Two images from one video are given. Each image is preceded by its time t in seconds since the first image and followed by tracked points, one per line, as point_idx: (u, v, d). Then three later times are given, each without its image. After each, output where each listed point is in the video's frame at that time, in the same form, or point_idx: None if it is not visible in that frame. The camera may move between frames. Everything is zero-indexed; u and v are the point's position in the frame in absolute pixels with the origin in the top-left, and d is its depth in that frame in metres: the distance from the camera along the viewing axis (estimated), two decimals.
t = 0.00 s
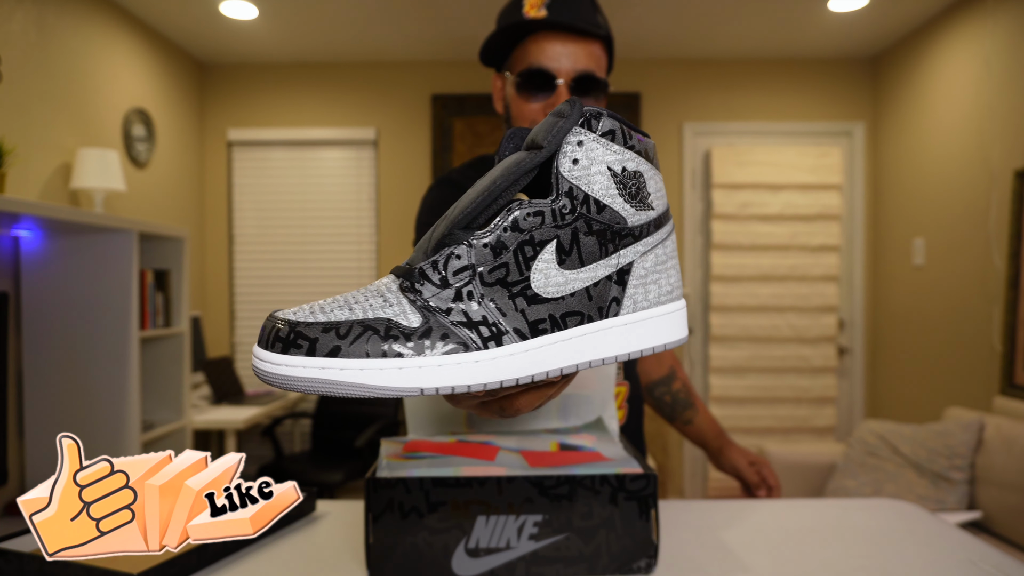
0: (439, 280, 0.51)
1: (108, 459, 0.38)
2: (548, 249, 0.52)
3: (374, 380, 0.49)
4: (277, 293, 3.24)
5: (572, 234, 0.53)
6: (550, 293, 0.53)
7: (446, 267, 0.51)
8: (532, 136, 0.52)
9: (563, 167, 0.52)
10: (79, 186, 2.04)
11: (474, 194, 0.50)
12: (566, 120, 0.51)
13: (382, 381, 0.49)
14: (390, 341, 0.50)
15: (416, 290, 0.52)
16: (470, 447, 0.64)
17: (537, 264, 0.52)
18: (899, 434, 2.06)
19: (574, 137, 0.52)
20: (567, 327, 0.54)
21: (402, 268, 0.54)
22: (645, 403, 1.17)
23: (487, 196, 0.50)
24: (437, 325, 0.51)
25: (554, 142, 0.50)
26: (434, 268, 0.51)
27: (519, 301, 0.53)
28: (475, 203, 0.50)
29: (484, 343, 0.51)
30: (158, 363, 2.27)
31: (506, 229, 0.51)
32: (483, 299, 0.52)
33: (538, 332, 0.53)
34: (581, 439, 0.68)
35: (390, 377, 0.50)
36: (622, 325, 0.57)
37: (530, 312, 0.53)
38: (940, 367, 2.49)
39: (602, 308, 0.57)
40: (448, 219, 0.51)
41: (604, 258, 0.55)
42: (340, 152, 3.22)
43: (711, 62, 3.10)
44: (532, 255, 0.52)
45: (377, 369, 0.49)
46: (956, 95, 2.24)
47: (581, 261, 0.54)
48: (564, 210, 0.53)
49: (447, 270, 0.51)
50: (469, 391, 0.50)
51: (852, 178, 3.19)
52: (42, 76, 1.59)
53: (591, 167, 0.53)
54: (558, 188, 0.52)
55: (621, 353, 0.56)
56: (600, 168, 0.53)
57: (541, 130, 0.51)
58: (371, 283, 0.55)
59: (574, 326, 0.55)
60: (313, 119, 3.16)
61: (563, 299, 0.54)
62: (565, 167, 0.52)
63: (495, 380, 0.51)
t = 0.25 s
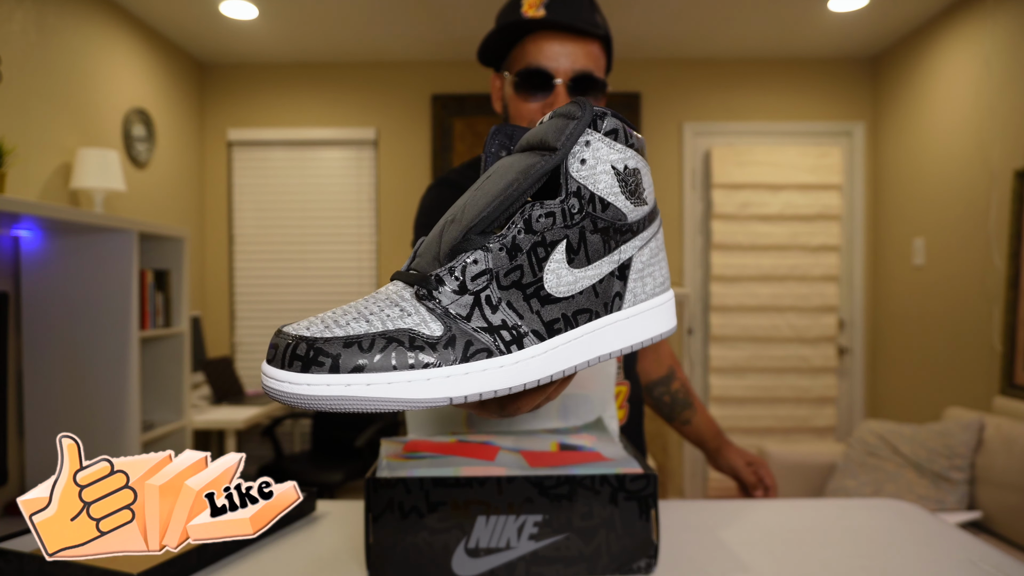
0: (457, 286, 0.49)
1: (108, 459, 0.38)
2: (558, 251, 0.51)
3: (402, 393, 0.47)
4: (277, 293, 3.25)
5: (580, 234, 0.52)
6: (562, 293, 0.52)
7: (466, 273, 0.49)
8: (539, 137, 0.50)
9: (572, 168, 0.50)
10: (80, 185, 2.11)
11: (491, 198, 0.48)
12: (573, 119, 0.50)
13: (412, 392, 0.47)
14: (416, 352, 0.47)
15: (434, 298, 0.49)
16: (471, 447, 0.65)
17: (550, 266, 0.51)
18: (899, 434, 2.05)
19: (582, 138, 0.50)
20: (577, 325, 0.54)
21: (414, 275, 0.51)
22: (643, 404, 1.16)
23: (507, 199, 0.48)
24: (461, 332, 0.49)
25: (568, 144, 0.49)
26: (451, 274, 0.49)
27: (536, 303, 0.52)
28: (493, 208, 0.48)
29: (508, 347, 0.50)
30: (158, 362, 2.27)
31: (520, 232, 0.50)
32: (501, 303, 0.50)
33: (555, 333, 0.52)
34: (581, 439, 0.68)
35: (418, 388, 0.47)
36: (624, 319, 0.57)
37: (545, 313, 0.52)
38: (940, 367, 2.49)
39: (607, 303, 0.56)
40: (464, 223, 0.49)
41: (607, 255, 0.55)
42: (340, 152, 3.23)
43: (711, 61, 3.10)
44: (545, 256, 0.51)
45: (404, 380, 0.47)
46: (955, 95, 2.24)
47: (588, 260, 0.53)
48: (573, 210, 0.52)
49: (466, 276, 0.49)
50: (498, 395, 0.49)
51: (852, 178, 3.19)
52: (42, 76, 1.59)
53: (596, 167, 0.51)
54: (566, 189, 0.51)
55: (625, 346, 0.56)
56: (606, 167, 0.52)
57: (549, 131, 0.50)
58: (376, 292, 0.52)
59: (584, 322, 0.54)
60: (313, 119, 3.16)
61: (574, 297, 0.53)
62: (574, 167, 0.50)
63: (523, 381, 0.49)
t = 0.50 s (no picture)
0: (474, 276, 0.46)
1: (108, 459, 0.38)
2: (568, 241, 0.49)
3: (425, 387, 0.43)
4: (277, 293, 3.25)
5: (588, 225, 0.50)
6: (574, 283, 0.50)
7: (485, 263, 0.46)
8: (545, 130, 0.46)
9: (581, 159, 0.48)
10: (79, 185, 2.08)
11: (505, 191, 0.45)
12: (580, 114, 0.46)
13: (438, 385, 0.43)
14: (441, 346, 0.44)
15: (454, 290, 0.46)
16: (471, 447, 0.65)
17: (561, 256, 0.49)
18: (899, 434, 2.06)
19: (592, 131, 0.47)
20: (588, 315, 0.51)
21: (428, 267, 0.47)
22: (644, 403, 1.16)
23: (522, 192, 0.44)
24: (482, 324, 0.46)
25: (581, 137, 0.45)
26: (468, 265, 0.46)
27: (551, 293, 0.49)
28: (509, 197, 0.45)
29: (528, 338, 0.46)
30: (158, 363, 2.27)
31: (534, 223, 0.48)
32: (517, 295, 0.48)
33: (570, 322, 0.49)
34: (581, 439, 0.68)
35: (440, 382, 0.43)
36: (630, 307, 0.55)
37: (559, 304, 0.49)
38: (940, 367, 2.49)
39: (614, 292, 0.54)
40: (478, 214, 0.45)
41: (613, 245, 0.53)
42: (339, 151, 3.22)
43: (711, 61, 3.10)
44: (556, 246, 0.48)
45: (429, 374, 0.43)
46: (955, 95, 2.24)
47: (597, 250, 0.51)
48: (582, 202, 0.50)
49: (483, 268, 0.46)
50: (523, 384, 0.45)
51: (852, 178, 3.19)
52: (42, 76, 1.59)
53: (603, 159, 0.49)
54: (574, 180, 0.48)
55: (633, 333, 0.54)
56: (611, 159, 0.49)
57: (557, 121, 0.46)
58: (387, 286, 0.48)
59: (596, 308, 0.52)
60: (313, 119, 3.16)
61: (585, 287, 0.51)
62: (580, 158, 0.48)
63: (545, 368, 0.45)
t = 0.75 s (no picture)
0: (502, 272, 0.45)
1: (108, 459, 0.38)
2: (587, 241, 0.48)
3: (458, 383, 0.42)
4: (277, 293, 3.25)
5: (606, 223, 0.49)
6: (592, 281, 0.49)
7: (513, 259, 0.45)
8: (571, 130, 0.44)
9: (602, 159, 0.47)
10: (80, 185, 2.11)
11: (532, 190, 0.43)
12: (605, 114, 0.44)
13: (473, 380, 0.42)
14: (473, 342, 0.43)
15: (483, 286, 0.45)
16: (471, 447, 0.64)
17: (580, 254, 0.48)
18: (899, 434, 2.06)
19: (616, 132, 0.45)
20: (602, 312, 0.51)
21: (453, 261, 0.46)
22: (646, 402, 1.16)
23: (550, 192, 0.43)
24: (511, 321, 0.45)
25: (607, 138, 0.44)
26: (495, 260, 0.45)
27: (570, 290, 0.48)
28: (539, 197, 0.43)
29: (553, 334, 0.46)
30: (158, 363, 2.27)
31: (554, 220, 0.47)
32: (540, 291, 0.47)
33: (588, 319, 0.49)
34: (581, 439, 0.68)
35: (473, 377, 0.42)
36: (636, 306, 0.55)
37: (579, 301, 0.48)
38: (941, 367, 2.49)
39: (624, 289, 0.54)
40: (505, 211, 0.43)
41: (625, 244, 0.52)
42: (340, 152, 3.25)
43: (710, 61, 3.10)
44: (576, 244, 0.48)
45: (462, 369, 0.42)
46: (956, 96, 2.24)
47: (614, 248, 0.50)
48: (602, 201, 0.48)
49: (510, 264, 0.45)
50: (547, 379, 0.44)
51: (852, 178, 3.19)
52: (42, 76, 1.59)
53: (618, 159, 0.48)
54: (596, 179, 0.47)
55: (640, 331, 0.54)
56: (628, 160, 0.48)
57: (582, 121, 0.44)
58: (409, 280, 0.46)
59: (609, 305, 0.52)
60: (313, 120, 3.16)
61: (601, 285, 0.50)
62: (603, 158, 0.47)
63: (569, 363, 0.45)
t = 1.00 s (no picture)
0: (513, 277, 0.44)
1: (108, 459, 0.38)
2: (589, 240, 0.48)
3: (481, 391, 0.41)
4: (277, 293, 3.24)
5: (605, 221, 0.49)
6: (594, 279, 0.49)
7: (523, 262, 0.45)
8: (575, 130, 0.43)
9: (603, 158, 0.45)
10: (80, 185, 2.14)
11: (540, 195, 0.42)
12: (606, 115, 0.43)
13: (498, 388, 0.41)
14: (493, 348, 0.41)
15: (496, 291, 0.44)
16: (471, 447, 0.65)
17: (582, 253, 0.48)
18: (899, 434, 2.05)
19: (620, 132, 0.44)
20: (603, 308, 0.51)
21: (461, 267, 0.44)
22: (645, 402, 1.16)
23: (557, 196, 0.42)
24: (526, 325, 0.44)
25: (612, 140, 0.42)
26: (506, 264, 0.44)
27: (575, 291, 0.48)
28: (551, 199, 0.42)
29: (564, 335, 0.46)
30: (158, 362, 2.27)
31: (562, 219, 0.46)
32: (549, 293, 0.46)
33: (592, 317, 0.49)
34: (581, 439, 0.68)
35: (494, 384, 0.41)
36: (629, 300, 0.55)
37: (583, 300, 0.48)
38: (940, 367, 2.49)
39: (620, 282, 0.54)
40: (513, 215, 0.43)
41: (622, 240, 0.52)
42: (340, 151, 3.23)
43: (710, 61, 3.10)
44: (580, 243, 0.47)
45: (486, 377, 0.41)
46: (957, 96, 2.24)
47: (612, 244, 0.50)
48: (602, 200, 0.48)
49: (520, 268, 0.45)
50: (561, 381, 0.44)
51: (852, 178, 3.19)
52: (41, 75, 1.59)
53: (617, 158, 0.46)
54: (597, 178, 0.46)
55: (634, 323, 0.55)
56: (624, 160, 0.47)
57: (583, 121, 0.43)
58: (415, 286, 0.44)
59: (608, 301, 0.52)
60: (313, 120, 3.16)
61: (600, 283, 0.50)
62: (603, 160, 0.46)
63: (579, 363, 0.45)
